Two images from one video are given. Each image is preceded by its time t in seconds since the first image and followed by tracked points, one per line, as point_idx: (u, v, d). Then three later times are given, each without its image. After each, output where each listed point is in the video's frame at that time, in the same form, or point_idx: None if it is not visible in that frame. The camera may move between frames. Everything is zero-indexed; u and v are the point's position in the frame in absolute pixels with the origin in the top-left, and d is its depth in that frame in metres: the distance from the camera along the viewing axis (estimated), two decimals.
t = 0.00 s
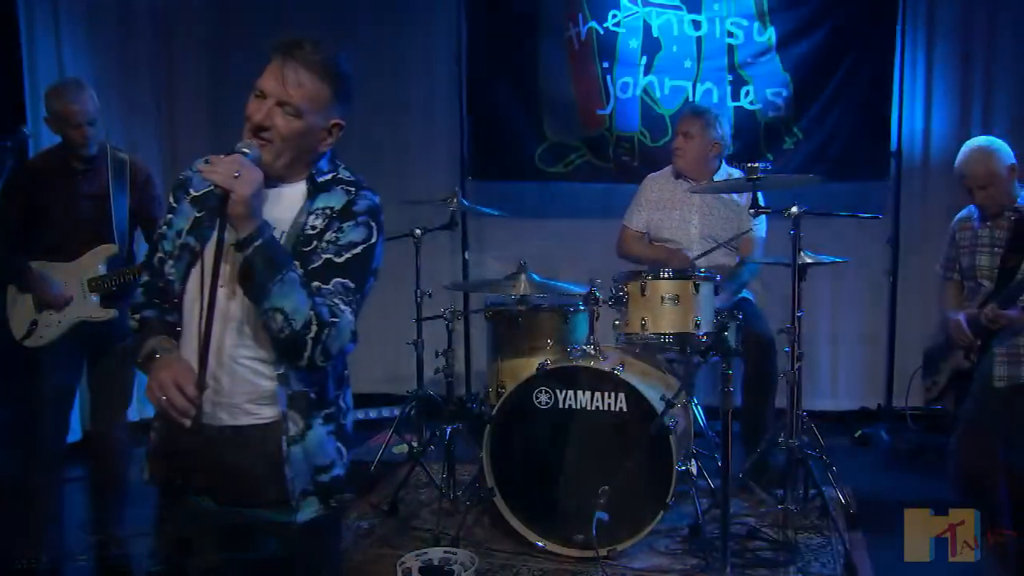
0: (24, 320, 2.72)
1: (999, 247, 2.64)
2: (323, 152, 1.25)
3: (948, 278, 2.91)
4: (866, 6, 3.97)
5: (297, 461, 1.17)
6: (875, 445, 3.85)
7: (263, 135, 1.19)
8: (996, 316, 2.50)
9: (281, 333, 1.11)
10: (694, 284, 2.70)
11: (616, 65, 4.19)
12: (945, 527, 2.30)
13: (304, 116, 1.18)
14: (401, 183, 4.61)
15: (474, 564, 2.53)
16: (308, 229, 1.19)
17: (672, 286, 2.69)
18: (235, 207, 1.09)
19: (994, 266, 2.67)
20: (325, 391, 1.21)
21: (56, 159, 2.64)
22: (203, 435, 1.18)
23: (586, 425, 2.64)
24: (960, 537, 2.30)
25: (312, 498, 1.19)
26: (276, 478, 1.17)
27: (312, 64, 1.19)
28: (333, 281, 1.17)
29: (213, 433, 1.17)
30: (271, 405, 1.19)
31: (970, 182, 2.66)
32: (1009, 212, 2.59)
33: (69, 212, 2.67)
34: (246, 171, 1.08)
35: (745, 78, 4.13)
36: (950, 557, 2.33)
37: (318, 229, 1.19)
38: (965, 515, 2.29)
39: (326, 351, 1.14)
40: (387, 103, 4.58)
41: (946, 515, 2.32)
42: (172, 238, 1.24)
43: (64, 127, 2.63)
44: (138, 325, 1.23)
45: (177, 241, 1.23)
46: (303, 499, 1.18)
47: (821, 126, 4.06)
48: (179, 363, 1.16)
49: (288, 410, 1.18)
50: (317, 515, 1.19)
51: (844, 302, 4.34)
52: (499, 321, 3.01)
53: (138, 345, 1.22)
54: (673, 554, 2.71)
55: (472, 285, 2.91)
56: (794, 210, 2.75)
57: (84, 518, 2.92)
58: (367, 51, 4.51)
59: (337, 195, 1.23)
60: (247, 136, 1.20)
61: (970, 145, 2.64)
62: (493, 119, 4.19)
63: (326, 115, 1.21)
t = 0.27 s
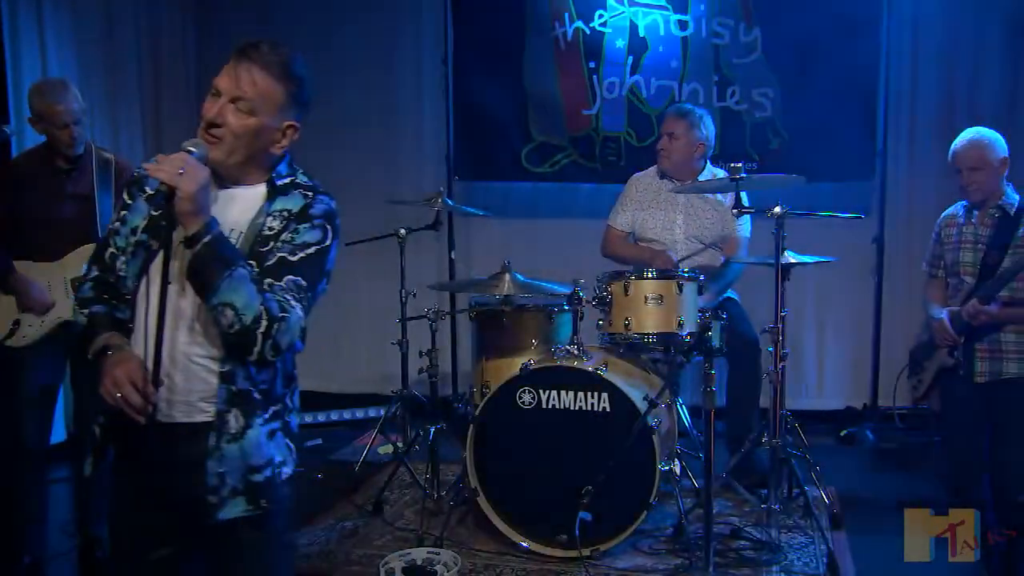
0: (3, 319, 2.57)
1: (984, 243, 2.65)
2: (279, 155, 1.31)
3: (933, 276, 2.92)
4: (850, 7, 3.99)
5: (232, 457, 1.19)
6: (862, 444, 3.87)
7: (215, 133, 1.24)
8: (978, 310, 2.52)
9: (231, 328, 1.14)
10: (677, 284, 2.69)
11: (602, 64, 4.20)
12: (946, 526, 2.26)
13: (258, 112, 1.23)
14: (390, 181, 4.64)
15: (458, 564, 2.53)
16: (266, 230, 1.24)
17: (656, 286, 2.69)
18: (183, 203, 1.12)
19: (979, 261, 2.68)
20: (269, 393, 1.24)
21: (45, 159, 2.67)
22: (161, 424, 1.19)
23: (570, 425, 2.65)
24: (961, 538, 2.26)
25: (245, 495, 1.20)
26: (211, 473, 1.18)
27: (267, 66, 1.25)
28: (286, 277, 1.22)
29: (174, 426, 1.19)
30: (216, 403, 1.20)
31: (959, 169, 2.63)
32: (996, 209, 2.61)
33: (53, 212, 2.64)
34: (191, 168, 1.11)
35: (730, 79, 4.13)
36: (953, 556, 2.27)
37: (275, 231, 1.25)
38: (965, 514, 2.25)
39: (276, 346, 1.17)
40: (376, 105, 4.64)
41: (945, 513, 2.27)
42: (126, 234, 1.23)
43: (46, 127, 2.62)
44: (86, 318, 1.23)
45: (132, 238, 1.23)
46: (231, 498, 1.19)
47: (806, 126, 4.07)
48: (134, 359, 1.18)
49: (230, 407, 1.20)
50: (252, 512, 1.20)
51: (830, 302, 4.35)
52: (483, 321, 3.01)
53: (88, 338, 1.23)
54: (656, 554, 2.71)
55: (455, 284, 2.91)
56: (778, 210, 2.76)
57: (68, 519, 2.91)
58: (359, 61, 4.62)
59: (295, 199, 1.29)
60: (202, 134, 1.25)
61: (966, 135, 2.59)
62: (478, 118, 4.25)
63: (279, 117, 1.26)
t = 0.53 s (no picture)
0: None
1: (965, 240, 2.66)
2: (237, 159, 1.39)
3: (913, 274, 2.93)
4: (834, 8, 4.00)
5: (190, 455, 1.28)
6: (845, 444, 3.88)
7: (169, 138, 1.31)
8: (956, 306, 2.58)
9: (188, 327, 1.22)
10: (659, 284, 2.70)
11: (586, 65, 4.21)
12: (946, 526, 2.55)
13: (210, 116, 1.30)
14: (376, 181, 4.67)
15: (440, 564, 2.53)
16: (225, 232, 1.33)
17: (638, 286, 2.69)
18: (138, 202, 1.19)
19: (959, 256, 2.68)
20: (224, 395, 1.33)
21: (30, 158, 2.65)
22: (124, 425, 1.28)
23: (552, 425, 2.65)
24: (960, 536, 2.50)
25: (197, 495, 1.29)
26: (171, 469, 1.28)
27: (220, 73, 1.32)
28: (243, 278, 1.30)
29: (137, 426, 1.28)
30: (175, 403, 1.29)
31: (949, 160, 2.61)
32: (978, 208, 2.63)
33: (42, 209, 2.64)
34: (146, 168, 1.19)
35: (715, 79, 4.14)
36: (953, 557, 2.53)
37: (235, 233, 1.33)
38: (965, 514, 2.51)
39: (233, 343, 1.25)
40: (363, 105, 4.65)
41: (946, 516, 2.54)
42: (84, 240, 1.32)
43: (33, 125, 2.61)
44: (45, 323, 1.32)
45: (90, 244, 1.32)
46: (188, 494, 1.28)
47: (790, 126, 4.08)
48: (94, 361, 1.29)
49: (188, 407, 1.29)
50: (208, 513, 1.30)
51: (813, 302, 4.36)
52: (466, 321, 3.00)
53: (48, 341, 1.32)
54: (639, 554, 2.71)
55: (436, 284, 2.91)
56: (760, 210, 2.76)
57: (50, 521, 2.89)
58: (346, 63, 4.64)
59: (254, 202, 1.37)
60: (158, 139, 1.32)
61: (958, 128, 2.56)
62: (463, 119, 4.24)
63: (233, 120, 1.33)
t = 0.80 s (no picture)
0: None
1: (944, 243, 2.68)
2: (205, 153, 1.40)
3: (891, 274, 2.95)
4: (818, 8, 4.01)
5: (169, 450, 1.27)
6: (829, 443, 3.89)
7: (137, 131, 1.32)
8: (935, 314, 2.59)
9: (161, 324, 1.21)
10: (641, 284, 2.70)
11: (571, 64, 4.21)
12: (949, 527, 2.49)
13: (176, 109, 1.31)
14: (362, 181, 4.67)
15: (422, 565, 2.53)
16: (195, 228, 1.33)
17: (620, 285, 2.69)
18: (104, 202, 1.18)
19: (938, 258, 2.71)
20: (201, 388, 1.32)
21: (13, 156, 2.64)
22: (93, 421, 1.30)
23: (532, 424, 2.65)
24: (960, 537, 2.44)
25: (180, 485, 1.28)
26: (151, 465, 1.27)
27: (185, 66, 1.32)
28: (215, 273, 1.29)
29: (108, 421, 1.30)
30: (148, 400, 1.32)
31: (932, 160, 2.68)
32: (957, 210, 2.65)
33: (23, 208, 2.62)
34: (111, 169, 1.19)
35: (699, 79, 4.15)
36: (952, 556, 2.45)
37: (205, 228, 1.33)
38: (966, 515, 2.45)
39: (206, 338, 1.25)
40: (348, 106, 4.65)
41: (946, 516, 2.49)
42: (53, 238, 1.31)
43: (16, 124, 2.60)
44: (10, 321, 1.30)
45: (58, 240, 1.31)
46: (170, 488, 1.27)
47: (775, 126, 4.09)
48: (63, 361, 1.27)
49: (166, 401, 1.27)
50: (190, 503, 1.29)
51: (797, 302, 4.38)
52: (449, 320, 3.00)
53: (14, 340, 1.30)
54: (621, 553, 2.71)
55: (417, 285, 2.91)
56: (741, 210, 2.76)
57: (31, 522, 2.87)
58: (330, 64, 4.64)
59: (223, 197, 1.38)
60: (125, 133, 1.33)
61: (943, 127, 2.64)
62: (447, 119, 4.23)
63: (199, 112, 1.33)
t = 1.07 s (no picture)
0: None
1: (924, 240, 2.69)
2: (177, 155, 1.39)
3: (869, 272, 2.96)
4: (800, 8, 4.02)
5: (145, 454, 1.26)
6: (812, 442, 3.90)
7: (109, 135, 1.30)
8: (919, 311, 2.57)
9: (133, 326, 1.20)
10: (622, 283, 2.70)
11: (554, 64, 4.21)
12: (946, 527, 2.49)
13: (147, 111, 1.30)
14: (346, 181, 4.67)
15: (403, 566, 2.52)
16: (168, 230, 1.32)
17: (601, 285, 2.69)
18: (76, 202, 1.18)
19: (916, 255, 2.71)
20: (176, 391, 1.31)
21: None
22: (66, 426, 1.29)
23: (514, 424, 2.64)
24: (960, 536, 2.42)
25: (155, 492, 1.27)
26: (127, 470, 1.26)
27: (154, 65, 1.32)
28: (188, 275, 1.28)
29: (82, 427, 1.29)
30: (124, 405, 1.30)
31: (915, 155, 2.70)
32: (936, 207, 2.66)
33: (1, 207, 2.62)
34: (83, 169, 1.17)
35: (682, 79, 4.16)
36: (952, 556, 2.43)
37: (178, 230, 1.32)
38: (965, 514, 2.43)
39: (179, 340, 1.24)
40: (332, 105, 4.64)
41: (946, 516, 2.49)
42: (27, 242, 1.35)
43: None
44: None
45: (32, 245, 1.34)
46: (147, 494, 1.27)
47: (758, 126, 4.09)
48: (34, 363, 1.29)
49: (141, 406, 1.26)
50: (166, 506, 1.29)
51: (781, 301, 4.39)
52: (431, 320, 3.00)
53: None
54: (603, 553, 2.71)
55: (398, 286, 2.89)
56: (721, 210, 2.77)
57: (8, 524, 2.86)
58: (314, 64, 4.63)
59: (197, 200, 1.36)
60: (96, 138, 1.31)
61: (927, 123, 2.66)
62: (430, 119, 4.23)
63: (169, 112, 1.33)
